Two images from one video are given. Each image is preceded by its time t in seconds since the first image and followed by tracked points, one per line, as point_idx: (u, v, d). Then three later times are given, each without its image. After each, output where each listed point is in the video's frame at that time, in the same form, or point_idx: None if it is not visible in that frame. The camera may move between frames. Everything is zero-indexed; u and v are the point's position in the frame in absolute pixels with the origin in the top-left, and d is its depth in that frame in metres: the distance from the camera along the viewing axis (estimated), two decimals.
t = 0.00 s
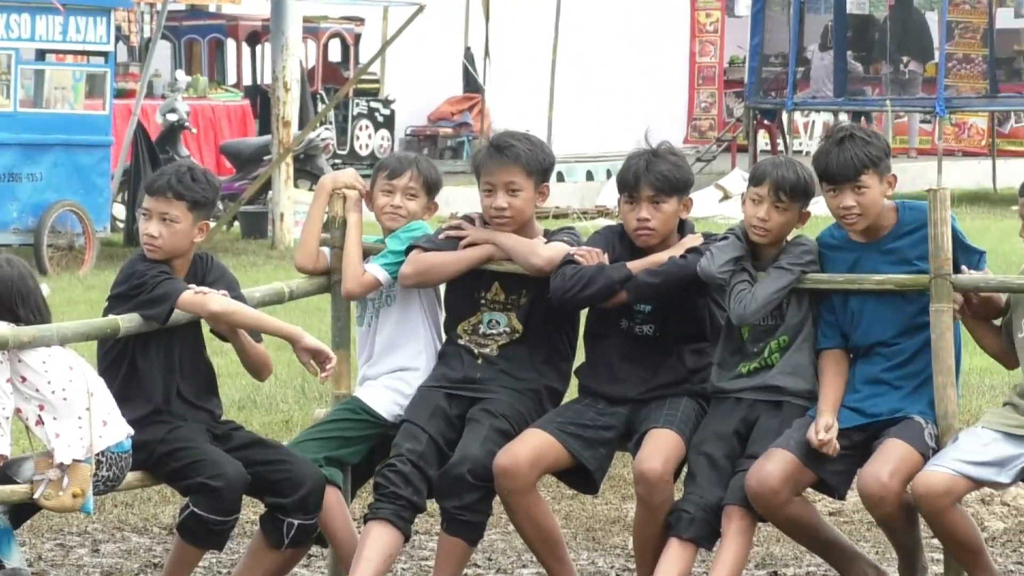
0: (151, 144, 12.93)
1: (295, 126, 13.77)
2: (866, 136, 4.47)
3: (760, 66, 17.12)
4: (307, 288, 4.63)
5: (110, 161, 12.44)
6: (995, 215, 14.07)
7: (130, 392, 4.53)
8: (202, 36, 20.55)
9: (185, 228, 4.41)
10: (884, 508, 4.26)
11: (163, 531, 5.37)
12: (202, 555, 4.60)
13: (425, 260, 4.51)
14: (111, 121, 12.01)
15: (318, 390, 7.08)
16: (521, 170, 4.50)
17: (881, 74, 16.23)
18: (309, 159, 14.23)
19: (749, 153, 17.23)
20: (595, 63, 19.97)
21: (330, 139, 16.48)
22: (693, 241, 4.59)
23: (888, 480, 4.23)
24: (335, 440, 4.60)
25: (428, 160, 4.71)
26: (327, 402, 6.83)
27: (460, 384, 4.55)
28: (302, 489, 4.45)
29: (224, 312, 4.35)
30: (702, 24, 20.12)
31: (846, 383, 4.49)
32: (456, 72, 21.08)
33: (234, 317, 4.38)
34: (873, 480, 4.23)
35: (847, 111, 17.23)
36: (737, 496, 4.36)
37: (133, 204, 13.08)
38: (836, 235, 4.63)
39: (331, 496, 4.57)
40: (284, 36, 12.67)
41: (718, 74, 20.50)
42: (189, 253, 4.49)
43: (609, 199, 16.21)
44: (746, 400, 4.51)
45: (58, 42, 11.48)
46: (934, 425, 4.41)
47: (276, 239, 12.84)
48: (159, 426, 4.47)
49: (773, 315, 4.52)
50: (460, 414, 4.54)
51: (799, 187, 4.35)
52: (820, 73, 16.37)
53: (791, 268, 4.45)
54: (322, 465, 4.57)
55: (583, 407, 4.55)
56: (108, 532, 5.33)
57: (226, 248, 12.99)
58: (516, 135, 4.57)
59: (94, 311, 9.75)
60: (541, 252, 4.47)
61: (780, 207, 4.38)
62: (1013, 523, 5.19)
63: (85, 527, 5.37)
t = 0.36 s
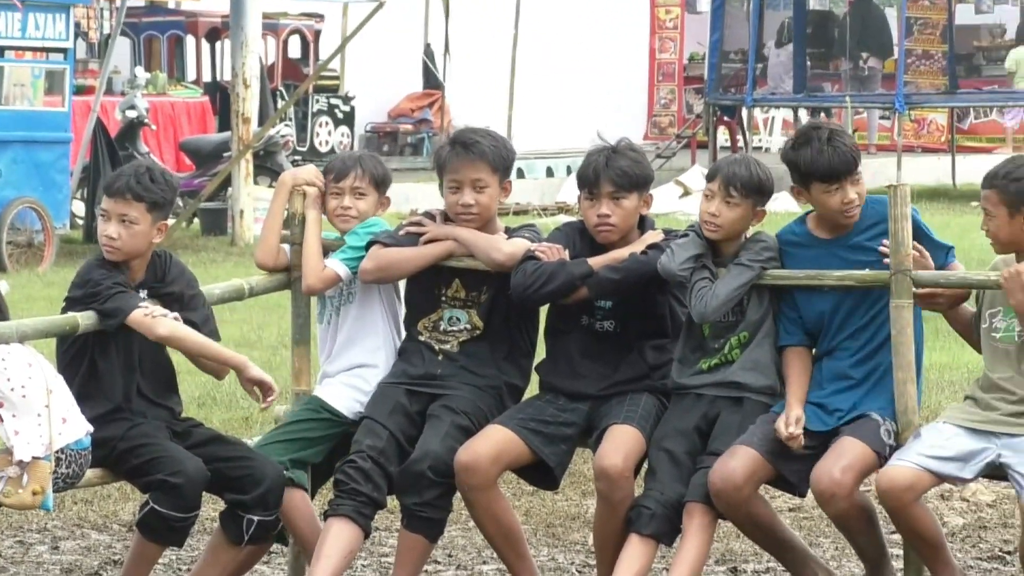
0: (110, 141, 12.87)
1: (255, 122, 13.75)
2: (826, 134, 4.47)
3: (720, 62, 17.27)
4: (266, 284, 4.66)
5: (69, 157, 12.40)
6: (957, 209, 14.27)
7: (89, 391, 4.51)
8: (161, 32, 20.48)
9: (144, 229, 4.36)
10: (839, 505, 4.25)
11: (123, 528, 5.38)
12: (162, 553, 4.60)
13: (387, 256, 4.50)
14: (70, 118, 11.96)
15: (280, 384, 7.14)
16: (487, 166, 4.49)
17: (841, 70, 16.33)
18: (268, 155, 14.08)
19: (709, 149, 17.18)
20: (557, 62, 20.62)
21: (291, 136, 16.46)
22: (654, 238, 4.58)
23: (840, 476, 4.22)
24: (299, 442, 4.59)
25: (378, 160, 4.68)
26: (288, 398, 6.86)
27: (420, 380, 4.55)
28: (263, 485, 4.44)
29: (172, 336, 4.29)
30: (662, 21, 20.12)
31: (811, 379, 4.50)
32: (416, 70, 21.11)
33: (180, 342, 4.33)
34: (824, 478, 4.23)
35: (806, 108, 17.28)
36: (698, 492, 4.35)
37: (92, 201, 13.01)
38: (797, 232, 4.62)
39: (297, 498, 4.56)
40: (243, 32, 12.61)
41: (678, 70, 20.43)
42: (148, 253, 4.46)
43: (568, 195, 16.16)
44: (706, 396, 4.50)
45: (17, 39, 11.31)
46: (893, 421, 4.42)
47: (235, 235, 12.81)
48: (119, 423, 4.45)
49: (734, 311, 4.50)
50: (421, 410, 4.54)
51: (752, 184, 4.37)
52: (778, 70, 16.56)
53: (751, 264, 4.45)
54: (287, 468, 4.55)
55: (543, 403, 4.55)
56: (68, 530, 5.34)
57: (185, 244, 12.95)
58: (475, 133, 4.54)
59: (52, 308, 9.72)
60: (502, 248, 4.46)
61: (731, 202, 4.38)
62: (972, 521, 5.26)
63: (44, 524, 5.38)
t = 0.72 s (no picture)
0: (64, 133, 12.78)
1: (211, 113, 13.76)
2: (792, 118, 4.51)
3: (675, 53, 16.94)
4: (221, 275, 4.70)
5: (22, 148, 12.36)
6: (912, 200, 14.35)
7: (44, 380, 4.50)
8: (115, 23, 20.24)
9: (98, 230, 4.37)
10: (796, 495, 4.26)
11: (79, 519, 5.43)
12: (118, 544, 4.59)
13: (341, 249, 4.50)
14: (21, 108, 11.89)
15: (234, 376, 7.17)
16: (444, 155, 4.51)
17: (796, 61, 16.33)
18: (223, 146, 14.30)
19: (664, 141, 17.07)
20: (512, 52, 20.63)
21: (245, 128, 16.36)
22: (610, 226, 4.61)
23: (799, 466, 4.23)
24: (261, 444, 4.58)
25: (331, 147, 4.65)
26: (242, 389, 6.91)
27: (376, 371, 4.55)
28: (218, 475, 4.44)
29: (102, 365, 4.24)
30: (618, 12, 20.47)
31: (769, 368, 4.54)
32: (372, 61, 21.04)
33: (111, 372, 4.28)
34: (783, 468, 4.23)
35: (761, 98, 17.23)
36: (655, 483, 4.34)
37: (47, 193, 12.90)
38: (755, 220, 4.64)
39: (262, 502, 4.56)
40: (198, 23, 12.61)
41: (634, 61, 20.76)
42: (100, 250, 4.46)
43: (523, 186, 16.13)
44: (662, 386, 4.49)
45: None
46: (849, 412, 4.43)
47: (191, 226, 12.81)
48: (74, 415, 4.44)
49: (689, 301, 4.48)
50: (377, 401, 4.54)
51: (705, 172, 4.42)
52: (732, 59, 16.40)
53: (707, 254, 4.44)
54: (251, 471, 4.55)
55: (499, 394, 4.55)
56: (23, 521, 5.38)
57: (140, 236, 12.90)
58: (423, 125, 4.52)
59: (4, 301, 9.70)
60: (458, 239, 4.47)
61: (684, 190, 4.43)
62: (926, 511, 5.37)
63: None
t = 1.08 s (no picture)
0: (19, 122, 12.78)
1: (167, 102, 13.82)
2: (778, 105, 4.51)
3: (631, 43, 17.07)
4: (178, 264, 4.74)
5: None
6: (868, 187, 14.54)
7: None
8: (71, 13, 20.36)
9: (52, 217, 4.36)
10: (755, 488, 4.24)
11: (35, 509, 5.51)
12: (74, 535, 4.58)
13: (297, 238, 4.52)
14: None
15: (191, 365, 7.30)
16: (399, 144, 4.52)
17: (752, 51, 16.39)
18: (179, 136, 14.25)
19: (620, 130, 16.97)
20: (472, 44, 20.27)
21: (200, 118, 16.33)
22: (565, 218, 4.60)
23: (758, 459, 4.21)
24: (216, 435, 4.59)
25: (293, 135, 4.72)
26: (197, 377, 7.05)
27: (332, 361, 4.56)
28: (176, 464, 4.44)
29: (55, 360, 4.25)
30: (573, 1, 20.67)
31: (723, 357, 4.53)
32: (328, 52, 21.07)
33: (65, 368, 4.29)
34: (742, 460, 4.21)
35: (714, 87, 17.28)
36: (610, 472, 4.33)
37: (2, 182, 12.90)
38: (715, 205, 4.64)
39: (219, 493, 4.56)
40: (154, 11, 12.62)
41: (589, 51, 20.92)
42: (57, 239, 4.45)
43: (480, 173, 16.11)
44: (618, 375, 4.50)
45: None
46: (806, 402, 4.42)
47: (147, 216, 12.83)
48: (31, 404, 4.41)
49: (646, 290, 4.48)
50: (333, 390, 4.54)
51: (659, 160, 4.45)
52: (688, 50, 16.60)
53: (664, 244, 4.44)
54: (207, 464, 4.55)
55: (455, 383, 4.55)
56: None
57: (96, 225, 12.93)
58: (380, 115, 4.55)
59: None
60: (414, 229, 4.48)
61: (638, 178, 4.46)
62: (882, 499, 5.55)
63: None
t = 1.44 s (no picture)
0: None
1: (118, 93, 13.88)
2: (742, 98, 4.50)
3: (583, 33, 16.61)
4: (129, 255, 4.77)
5: None
6: (819, 179, 14.48)
7: None
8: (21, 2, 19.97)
9: None
10: (705, 477, 4.23)
11: None
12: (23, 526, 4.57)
13: (248, 230, 4.54)
14: None
15: (140, 357, 7.44)
16: (347, 133, 4.57)
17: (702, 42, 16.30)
18: (130, 127, 14.38)
19: (573, 122, 16.79)
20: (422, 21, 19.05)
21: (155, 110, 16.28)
22: (517, 208, 4.62)
23: (707, 448, 4.19)
24: (165, 426, 4.60)
25: (243, 123, 4.87)
26: (145, 368, 7.21)
27: (283, 352, 4.58)
28: (127, 455, 4.42)
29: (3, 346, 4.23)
30: None
31: (676, 348, 4.52)
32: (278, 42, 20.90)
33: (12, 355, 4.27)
34: (692, 448, 4.19)
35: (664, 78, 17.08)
36: (559, 466, 4.32)
37: None
38: (677, 192, 4.63)
39: (170, 483, 4.57)
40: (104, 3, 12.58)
41: (540, 42, 19.66)
42: (5, 229, 4.41)
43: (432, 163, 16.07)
44: (567, 365, 4.50)
45: None
46: (756, 391, 4.42)
47: (97, 206, 12.87)
48: None
49: (595, 281, 4.50)
50: (283, 380, 4.56)
51: (614, 151, 4.46)
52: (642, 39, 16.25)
53: (615, 234, 4.45)
54: (158, 454, 4.56)
55: (406, 373, 4.55)
56: None
57: (46, 216, 12.94)
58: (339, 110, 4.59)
59: None
60: (365, 220, 4.49)
61: (592, 167, 4.45)
62: (832, 490, 5.81)
63: None
